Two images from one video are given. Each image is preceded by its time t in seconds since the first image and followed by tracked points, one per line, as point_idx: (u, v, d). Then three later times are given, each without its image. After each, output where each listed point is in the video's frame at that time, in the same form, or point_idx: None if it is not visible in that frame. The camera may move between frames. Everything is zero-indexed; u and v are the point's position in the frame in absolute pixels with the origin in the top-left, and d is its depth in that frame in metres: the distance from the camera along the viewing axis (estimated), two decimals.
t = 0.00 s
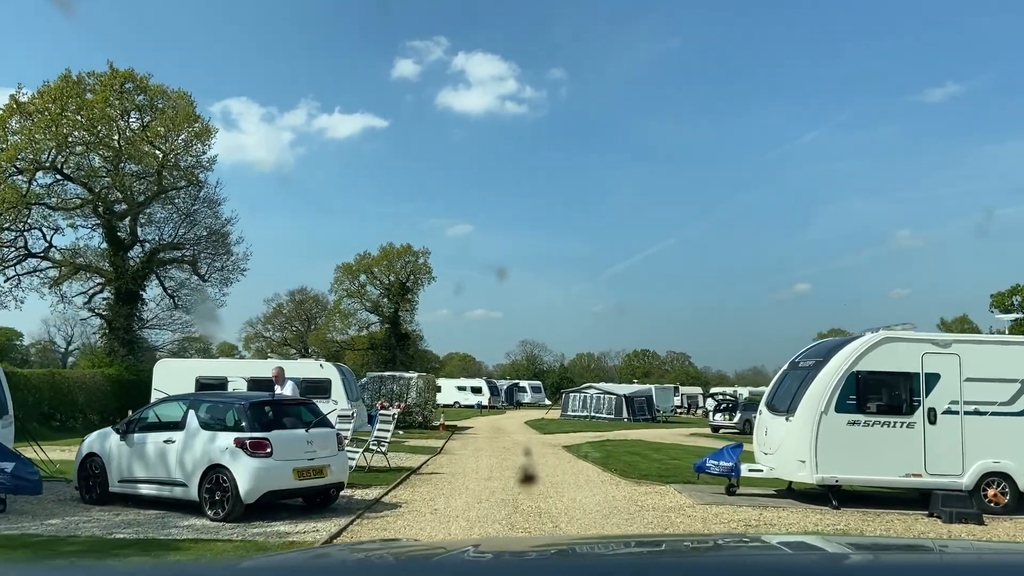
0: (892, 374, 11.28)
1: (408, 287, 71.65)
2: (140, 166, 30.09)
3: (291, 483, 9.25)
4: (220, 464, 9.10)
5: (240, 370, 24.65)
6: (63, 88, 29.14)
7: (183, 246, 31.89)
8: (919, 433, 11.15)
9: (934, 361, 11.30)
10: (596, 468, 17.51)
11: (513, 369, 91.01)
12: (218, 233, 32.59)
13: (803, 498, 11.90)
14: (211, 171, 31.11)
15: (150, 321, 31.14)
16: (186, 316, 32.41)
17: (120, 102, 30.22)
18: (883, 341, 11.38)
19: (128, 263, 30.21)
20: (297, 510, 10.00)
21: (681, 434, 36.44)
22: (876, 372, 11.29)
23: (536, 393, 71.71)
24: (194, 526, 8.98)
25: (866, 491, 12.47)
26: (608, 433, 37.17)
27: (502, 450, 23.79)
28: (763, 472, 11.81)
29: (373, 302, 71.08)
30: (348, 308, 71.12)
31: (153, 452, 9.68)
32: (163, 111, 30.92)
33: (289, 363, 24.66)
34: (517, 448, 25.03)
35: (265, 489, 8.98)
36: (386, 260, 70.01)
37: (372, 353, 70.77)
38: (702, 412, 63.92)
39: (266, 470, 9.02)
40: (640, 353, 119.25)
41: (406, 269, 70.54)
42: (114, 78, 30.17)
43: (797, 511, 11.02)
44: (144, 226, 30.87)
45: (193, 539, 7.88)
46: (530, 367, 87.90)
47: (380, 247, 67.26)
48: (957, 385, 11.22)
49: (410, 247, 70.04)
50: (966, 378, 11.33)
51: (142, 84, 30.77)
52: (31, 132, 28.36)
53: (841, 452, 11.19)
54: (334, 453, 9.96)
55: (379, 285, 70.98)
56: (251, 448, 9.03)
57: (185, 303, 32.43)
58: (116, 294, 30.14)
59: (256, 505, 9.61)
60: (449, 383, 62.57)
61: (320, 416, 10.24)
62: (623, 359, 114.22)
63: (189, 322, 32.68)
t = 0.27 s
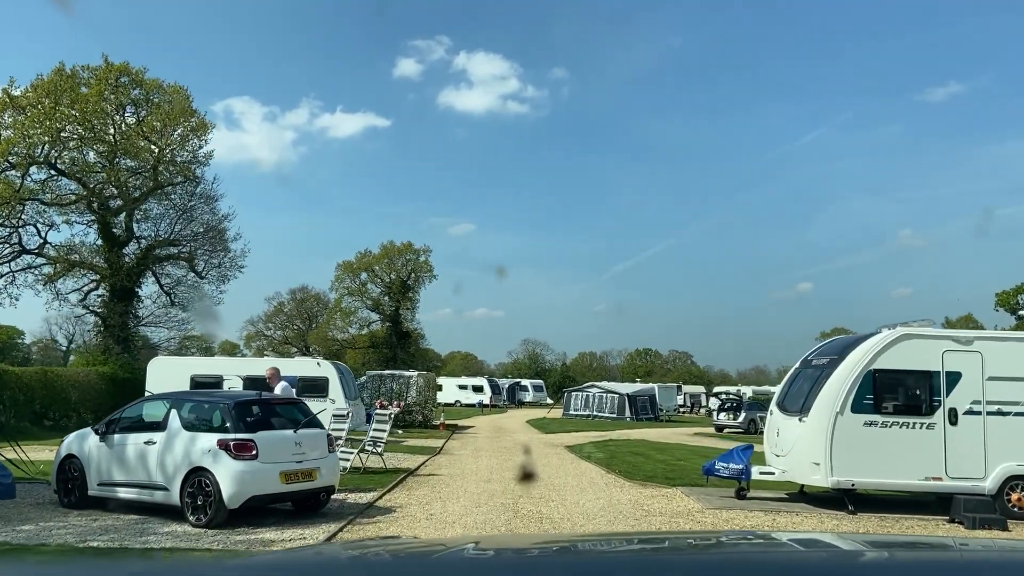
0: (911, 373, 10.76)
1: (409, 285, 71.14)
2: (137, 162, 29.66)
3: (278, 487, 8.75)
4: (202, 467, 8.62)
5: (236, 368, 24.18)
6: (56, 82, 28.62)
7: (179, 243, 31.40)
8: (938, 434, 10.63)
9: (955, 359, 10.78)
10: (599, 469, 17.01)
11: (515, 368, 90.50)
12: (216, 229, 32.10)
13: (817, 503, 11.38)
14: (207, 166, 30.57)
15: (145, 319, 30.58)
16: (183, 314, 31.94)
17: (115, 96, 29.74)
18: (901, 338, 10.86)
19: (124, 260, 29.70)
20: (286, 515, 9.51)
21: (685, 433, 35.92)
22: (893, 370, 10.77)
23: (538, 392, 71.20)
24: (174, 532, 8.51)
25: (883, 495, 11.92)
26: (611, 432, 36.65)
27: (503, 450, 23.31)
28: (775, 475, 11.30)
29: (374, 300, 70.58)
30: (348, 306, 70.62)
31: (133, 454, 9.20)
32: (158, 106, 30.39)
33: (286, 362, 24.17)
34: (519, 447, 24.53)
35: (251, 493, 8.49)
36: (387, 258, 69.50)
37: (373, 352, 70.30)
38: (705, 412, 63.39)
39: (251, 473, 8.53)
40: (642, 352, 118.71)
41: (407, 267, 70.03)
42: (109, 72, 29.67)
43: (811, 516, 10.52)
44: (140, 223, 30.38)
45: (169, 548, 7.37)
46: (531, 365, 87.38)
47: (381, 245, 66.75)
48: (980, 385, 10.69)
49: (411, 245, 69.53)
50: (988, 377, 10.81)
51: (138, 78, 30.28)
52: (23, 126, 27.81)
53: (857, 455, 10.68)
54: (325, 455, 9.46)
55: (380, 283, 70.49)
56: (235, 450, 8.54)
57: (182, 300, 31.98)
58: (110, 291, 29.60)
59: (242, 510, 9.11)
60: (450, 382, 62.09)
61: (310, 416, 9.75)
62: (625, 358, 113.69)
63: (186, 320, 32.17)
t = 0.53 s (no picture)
0: (931, 371, 10.24)
1: (410, 283, 70.62)
2: (132, 156, 29.10)
3: (263, 491, 8.24)
4: (182, 470, 8.11)
5: (231, 366, 23.69)
6: (50, 75, 28.10)
7: (175, 238, 30.88)
8: (960, 436, 10.10)
9: (977, 356, 10.26)
10: (603, 470, 16.49)
11: (517, 367, 89.98)
12: (212, 225, 31.59)
13: (833, 508, 10.85)
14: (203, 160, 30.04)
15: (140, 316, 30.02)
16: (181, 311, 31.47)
17: (109, 90, 29.30)
18: (921, 334, 10.34)
19: (118, 256, 29.12)
20: (273, 520, 9.01)
21: (689, 433, 35.36)
22: (913, 369, 10.25)
23: (540, 391, 70.66)
24: (151, 539, 8.02)
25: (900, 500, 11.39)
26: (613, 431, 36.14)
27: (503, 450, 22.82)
28: (788, 478, 10.77)
29: (374, 298, 70.07)
30: (349, 305, 70.10)
31: (110, 456, 8.73)
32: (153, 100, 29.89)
33: (281, 360, 23.65)
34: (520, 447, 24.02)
35: (235, 497, 7.99)
36: (388, 256, 69.01)
37: (374, 350, 69.79)
38: (708, 411, 62.84)
39: (234, 477, 8.02)
40: (644, 351, 118.17)
41: (408, 265, 69.53)
42: (102, 66, 29.22)
43: (826, 522, 10.00)
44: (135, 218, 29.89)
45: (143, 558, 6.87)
46: (533, 364, 86.84)
47: (382, 243, 66.25)
48: (1004, 384, 10.16)
49: (412, 243, 69.05)
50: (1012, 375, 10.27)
51: (133, 71, 29.81)
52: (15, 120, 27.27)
53: (875, 458, 10.15)
54: (314, 457, 8.96)
55: (380, 281, 69.99)
56: (217, 452, 8.03)
57: (179, 298, 31.50)
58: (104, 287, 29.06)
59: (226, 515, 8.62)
60: (451, 380, 61.58)
61: (298, 415, 9.25)
62: (627, 357, 113.16)
63: (182, 317, 31.66)
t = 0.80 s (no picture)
0: (954, 370, 9.72)
1: (411, 282, 70.08)
2: (127, 151, 28.63)
3: (246, 496, 7.73)
4: (159, 474, 7.61)
5: (226, 364, 23.22)
6: (44, 68, 27.59)
7: (170, 234, 30.39)
8: (984, 438, 9.59)
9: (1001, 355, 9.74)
10: (606, 472, 15.99)
11: (518, 366, 89.45)
12: (208, 221, 31.08)
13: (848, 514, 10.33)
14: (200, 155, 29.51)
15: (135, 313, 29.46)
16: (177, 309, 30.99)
17: (103, 84, 28.83)
18: (942, 331, 9.83)
19: (113, 252, 28.60)
20: (258, 527, 8.51)
21: (694, 434, 34.80)
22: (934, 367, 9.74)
23: (542, 390, 70.13)
24: (126, 547, 7.53)
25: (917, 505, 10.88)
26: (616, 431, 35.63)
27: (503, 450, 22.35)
28: (802, 483, 10.25)
29: (375, 297, 69.57)
30: (349, 303, 69.58)
31: (84, 458, 8.24)
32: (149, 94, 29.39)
33: (276, 359, 23.11)
34: (522, 447, 23.52)
35: (216, 502, 7.50)
36: (388, 255, 68.49)
37: (375, 349, 69.31)
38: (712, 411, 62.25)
39: (214, 481, 7.52)
40: (646, 351, 117.57)
41: (409, 263, 69.00)
42: (97, 59, 28.70)
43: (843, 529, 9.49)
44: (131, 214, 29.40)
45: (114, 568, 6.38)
46: (535, 364, 86.29)
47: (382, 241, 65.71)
48: None
49: (413, 241, 68.52)
50: None
51: (128, 65, 29.34)
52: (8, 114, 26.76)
53: (894, 461, 9.64)
54: (301, 460, 8.46)
55: (381, 279, 69.45)
56: (196, 456, 7.53)
57: (175, 295, 31.01)
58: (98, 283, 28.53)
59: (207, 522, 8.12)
60: (452, 380, 61.08)
61: (285, 416, 8.75)
62: (629, 356, 112.57)
63: (178, 315, 31.13)
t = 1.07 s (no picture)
0: (979, 368, 9.20)
1: (413, 279, 69.59)
2: (122, 145, 28.01)
3: (225, 503, 7.22)
4: (133, 478, 7.10)
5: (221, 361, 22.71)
6: (37, 61, 27.05)
7: (167, 230, 29.90)
8: (1010, 440, 9.06)
9: None
10: (611, 473, 15.48)
11: (520, 365, 89.02)
12: (206, 216, 30.59)
13: (867, 521, 9.80)
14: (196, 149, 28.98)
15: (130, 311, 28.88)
16: (174, 306, 30.52)
17: (98, 77, 28.29)
18: (967, 327, 9.30)
19: (108, 248, 28.10)
20: (243, 533, 8.01)
21: (698, 433, 34.28)
22: (959, 365, 9.21)
23: (544, 388, 69.69)
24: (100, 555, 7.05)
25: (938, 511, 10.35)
26: (619, 430, 35.24)
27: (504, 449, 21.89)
28: (818, 487, 9.73)
29: (377, 294, 69.06)
30: (350, 301, 69.12)
31: (56, 460, 7.74)
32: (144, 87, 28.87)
33: (273, 356, 22.61)
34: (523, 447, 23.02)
35: (194, 509, 6.99)
36: (390, 252, 68.00)
37: (376, 347, 68.92)
38: (716, 410, 61.74)
39: (191, 486, 7.01)
40: (649, 349, 117.12)
41: (410, 261, 68.50)
42: (92, 51, 28.17)
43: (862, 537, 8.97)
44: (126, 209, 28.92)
45: None
46: (538, 362, 85.80)
47: (383, 238, 65.19)
48: None
49: (415, 238, 67.99)
50: None
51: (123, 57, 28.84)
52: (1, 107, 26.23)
53: (916, 466, 9.11)
54: (287, 462, 7.96)
55: (382, 277, 68.98)
56: (172, 459, 7.03)
57: (173, 292, 30.55)
58: (93, 279, 27.99)
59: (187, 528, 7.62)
60: (454, 378, 60.65)
61: (271, 415, 8.25)
62: (632, 355, 112.19)
63: (174, 312, 30.64)
